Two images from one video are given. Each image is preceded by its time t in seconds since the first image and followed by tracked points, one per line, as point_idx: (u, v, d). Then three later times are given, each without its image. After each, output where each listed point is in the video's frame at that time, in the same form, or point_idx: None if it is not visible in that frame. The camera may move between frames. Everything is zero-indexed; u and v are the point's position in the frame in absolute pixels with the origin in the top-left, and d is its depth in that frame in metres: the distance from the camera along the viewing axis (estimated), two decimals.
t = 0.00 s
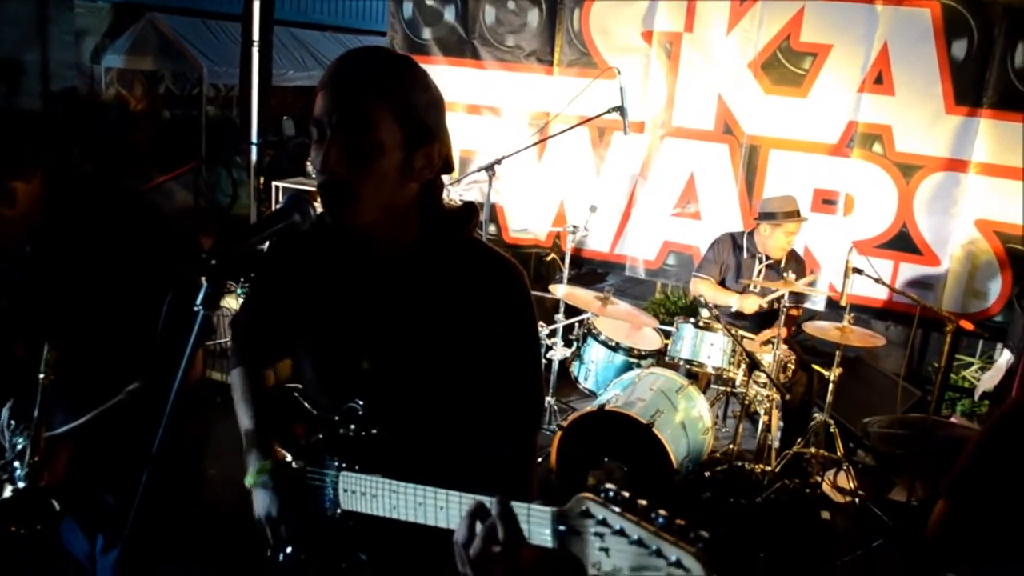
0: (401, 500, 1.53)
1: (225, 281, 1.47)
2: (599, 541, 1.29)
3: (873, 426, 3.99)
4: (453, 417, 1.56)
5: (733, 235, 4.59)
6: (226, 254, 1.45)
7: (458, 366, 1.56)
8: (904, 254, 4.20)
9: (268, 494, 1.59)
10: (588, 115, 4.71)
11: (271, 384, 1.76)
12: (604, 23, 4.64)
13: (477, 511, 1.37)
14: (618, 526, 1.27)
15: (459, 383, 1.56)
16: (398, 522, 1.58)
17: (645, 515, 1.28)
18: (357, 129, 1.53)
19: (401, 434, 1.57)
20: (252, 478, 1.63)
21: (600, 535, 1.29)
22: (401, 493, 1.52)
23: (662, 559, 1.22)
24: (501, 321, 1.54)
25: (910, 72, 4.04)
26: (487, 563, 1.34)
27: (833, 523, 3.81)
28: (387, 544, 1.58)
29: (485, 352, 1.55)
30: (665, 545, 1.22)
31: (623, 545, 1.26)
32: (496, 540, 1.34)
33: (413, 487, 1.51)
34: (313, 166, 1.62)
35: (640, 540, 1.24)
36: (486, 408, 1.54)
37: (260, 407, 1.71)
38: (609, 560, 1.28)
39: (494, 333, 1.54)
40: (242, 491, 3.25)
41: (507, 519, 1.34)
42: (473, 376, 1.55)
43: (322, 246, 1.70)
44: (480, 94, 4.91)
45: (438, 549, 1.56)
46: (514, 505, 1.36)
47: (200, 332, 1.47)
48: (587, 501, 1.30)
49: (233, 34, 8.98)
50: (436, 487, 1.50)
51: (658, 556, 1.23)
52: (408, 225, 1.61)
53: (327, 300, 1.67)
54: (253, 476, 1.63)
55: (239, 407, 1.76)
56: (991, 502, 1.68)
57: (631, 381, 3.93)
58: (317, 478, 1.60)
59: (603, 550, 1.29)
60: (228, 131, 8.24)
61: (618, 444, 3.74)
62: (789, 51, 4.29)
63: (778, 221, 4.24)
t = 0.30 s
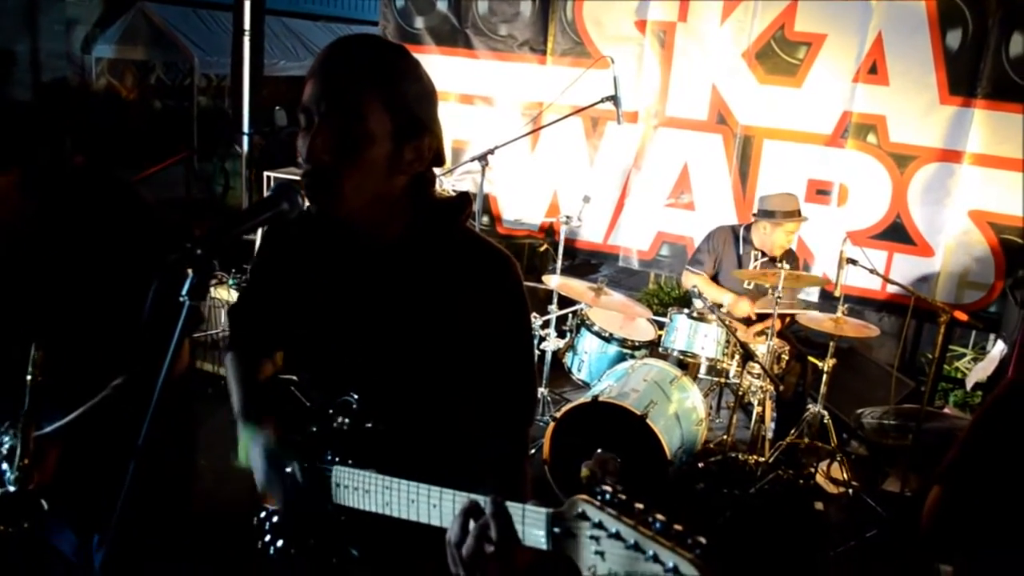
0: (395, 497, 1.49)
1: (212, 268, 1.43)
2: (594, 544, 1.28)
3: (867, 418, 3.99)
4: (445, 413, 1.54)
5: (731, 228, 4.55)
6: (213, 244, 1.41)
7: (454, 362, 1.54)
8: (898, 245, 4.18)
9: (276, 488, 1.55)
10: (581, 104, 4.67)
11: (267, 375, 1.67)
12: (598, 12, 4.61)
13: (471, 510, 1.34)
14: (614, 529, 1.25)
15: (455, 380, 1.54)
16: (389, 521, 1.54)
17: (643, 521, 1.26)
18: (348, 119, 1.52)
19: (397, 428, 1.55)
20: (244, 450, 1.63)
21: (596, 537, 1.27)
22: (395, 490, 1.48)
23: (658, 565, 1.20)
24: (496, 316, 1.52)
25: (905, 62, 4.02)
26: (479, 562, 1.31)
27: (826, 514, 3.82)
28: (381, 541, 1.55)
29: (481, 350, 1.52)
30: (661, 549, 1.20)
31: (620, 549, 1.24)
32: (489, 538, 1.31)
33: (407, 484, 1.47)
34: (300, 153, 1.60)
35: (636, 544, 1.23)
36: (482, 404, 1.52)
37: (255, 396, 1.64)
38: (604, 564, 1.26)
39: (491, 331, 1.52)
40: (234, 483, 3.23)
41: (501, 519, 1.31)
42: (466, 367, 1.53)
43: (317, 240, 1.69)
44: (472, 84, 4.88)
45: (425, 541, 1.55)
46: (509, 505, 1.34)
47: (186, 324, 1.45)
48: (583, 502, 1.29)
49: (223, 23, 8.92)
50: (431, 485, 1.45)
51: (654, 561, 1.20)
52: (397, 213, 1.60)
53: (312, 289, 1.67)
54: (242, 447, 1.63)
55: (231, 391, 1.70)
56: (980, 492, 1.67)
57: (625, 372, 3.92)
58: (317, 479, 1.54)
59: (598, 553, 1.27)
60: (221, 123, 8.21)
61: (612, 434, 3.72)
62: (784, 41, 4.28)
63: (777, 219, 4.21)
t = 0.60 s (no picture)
0: (395, 494, 1.50)
1: (200, 259, 1.44)
2: (609, 538, 1.26)
3: (863, 409, 3.96)
4: (438, 409, 1.50)
5: (727, 220, 4.58)
6: (199, 237, 1.42)
7: (449, 352, 1.50)
8: (893, 237, 4.19)
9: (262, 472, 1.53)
10: (576, 96, 4.64)
11: (252, 369, 1.72)
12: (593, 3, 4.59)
13: (477, 508, 1.33)
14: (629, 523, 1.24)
15: (449, 372, 1.50)
16: (389, 517, 1.54)
17: (657, 515, 1.25)
18: (335, 107, 1.50)
19: (391, 425, 1.53)
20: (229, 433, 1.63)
21: (609, 531, 1.26)
22: (395, 487, 1.49)
23: (676, 558, 1.19)
24: (487, 309, 1.48)
25: (903, 53, 4.00)
26: (490, 560, 1.31)
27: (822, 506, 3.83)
28: (377, 537, 1.54)
29: (469, 342, 1.48)
30: (679, 540, 1.19)
31: (636, 541, 1.24)
32: (498, 533, 1.32)
33: (406, 480, 1.48)
34: (285, 143, 1.59)
35: (652, 536, 1.22)
36: (472, 397, 1.47)
37: (239, 392, 1.68)
38: (619, 556, 1.25)
39: (477, 322, 1.48)
40: (228, 477, 3.21)
41: (510, 515, 1.31)
42: (452, 360, 1.50)
43: (301, 228, 1.65)
44: (467, 75, 4.86)
45: (421, 536, 1.54)
46: (519, 502, 1.32)
47: (172, 316, 1.45)
48: (595, 497, 1.27)
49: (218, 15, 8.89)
50: (432, 482, 1.46)
51: (672, 555, 1.19)
52: (385, 201, 1.59)
53: (301, 280, 1.65)
54: (229, 434, 1.63)
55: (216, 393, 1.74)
56: (978, 486, 1.64)
57: (621, 364, 3.91)
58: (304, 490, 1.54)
59: (613, 547, 1.26)
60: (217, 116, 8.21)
61: (607, 425, 3.71)
62: (779, 31, 4.27)
63: (772, 211, 4.22)
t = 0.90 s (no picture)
0: (385, 474, 1.59)
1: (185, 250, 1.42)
2: (608, 495, 1.44)
3: (858, 400, 3.98)
4: (426, 393, 1.57)
5: (725, 211, 4.62)
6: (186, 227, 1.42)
7: (428, 343, 1.56)
8: (890, 228, 4.19)
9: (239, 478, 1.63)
10: (570, 86, 4.63)
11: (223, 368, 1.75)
12: None
13: (475, 480, 1.48)
14: (626, 479, 1.41)
15: (428, 361, 1.57)
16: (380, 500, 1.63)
17: (654, 468, 1.41)
18: (322, 94, 1.50)
19: (376, 410, 1.60)
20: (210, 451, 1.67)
21: (608, 487, 1.43)
22: (384, 466, 1.58)
23: (676, 506, 1.37)
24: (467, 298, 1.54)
25: (897, 43, 3.99)
26: (489, 526, 1.46)
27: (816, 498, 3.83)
28: (363, 519, 1.64)
29: (456, 330, 1.54)
30: (678, 491, 1.36)
31: (635, 494, 1.41)
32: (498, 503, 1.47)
33: (397, 459, 1.57)
34: (266, 132, 1.59)
35: (650, 488, 1.39)
36: (460, 385, 1.54)
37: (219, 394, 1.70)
38: (620, 509, 1.43)
39: (461, 311, 1.54)
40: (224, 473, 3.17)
41: (507, 482, 1.47)
42: (440, 347, 1.55)
43: (277, 217, 1.62)
44: (461, 65, 4.78)
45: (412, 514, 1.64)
46: (514, 468, 1.47)
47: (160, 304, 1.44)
48: (591, 458, 1.43)
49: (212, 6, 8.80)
50: (423, 458, 1.56)
51: (671, 503, 1.37)
52: (365, 197, 1.57)
53: (287, 272, 1.64)
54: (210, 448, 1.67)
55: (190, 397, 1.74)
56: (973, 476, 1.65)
57: (616, 355, 3.89)
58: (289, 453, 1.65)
59: (613, 501, 1.43)
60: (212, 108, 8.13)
61: (602, 416, 3.71)
62: (775, 22, 4.25)
63: (771, 202, 4.25)
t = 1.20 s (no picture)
0: (360, 476, 1.53)
1: (174, 239, 1.41)
2: (560, 515, 1.29)
3: (855, 392, 4.00)
4: (429, 383, 1.55)
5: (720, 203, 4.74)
6: (173, 216, 1.40)
7: (427, 329, 1.55)
8: (885, 219, 4.22)
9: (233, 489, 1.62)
10: (565, 77, 4.60)
11: (232, 358, 1.69)
12: None
13: (431, 484, 1.45)
14: (581, 499, 1.27)
15: (433, 352, 1.55)
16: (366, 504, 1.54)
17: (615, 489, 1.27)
18: (309, 83, 1.48)
19: (366, 405, 1.57)
20: (211, 452, 1.69)
21: (562, 508, 1.29)
22: (360, 467, 1.52)
23: (628, 535, 1.22)
24: (468, 284, 1.53)
25: (894, 34, 3.82)
26: (443, 535, 1.43)
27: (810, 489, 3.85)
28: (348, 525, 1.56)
29: (452, 313, 1.54)
30: (631, 517, 1.22)
31: (586, 517, 1.27)
32: (453, 513, 1.42)
33: (370, 461, 1.52)
34: (260, 119, 1.59)
35: (604, 514, 1.25)
36: (461, 372, 1.54)
37: (220, 385, 1.68)
38: (573, 534, 1.29)
39: (457, 294, 1.53)
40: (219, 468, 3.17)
41: (464, 493, 1.40)
42: (437, 333, 1.55)
43: (271, 209, 1.62)
44: (455, 55, 4.75)
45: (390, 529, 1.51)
46: (474, 478, 1.40)
47: (148, 294, 1.45)
48: (548, 472, 1.30)
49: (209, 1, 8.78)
50: (396, 461, 1.50)
51: (625, 532, 1.23)
52: (361, 181, 1.55)
53: (284, 264, 1.63)
54: (212, 453, 1.69)
55: (198, 381, 1.74)
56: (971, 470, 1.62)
57: (612, 347, 3.88)
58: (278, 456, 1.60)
59: (565, 524, 1.29)
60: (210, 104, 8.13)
61: (597, 408, 3.69)
62: (771, 12, 4.03)
63: (767, 196, 4.33)
